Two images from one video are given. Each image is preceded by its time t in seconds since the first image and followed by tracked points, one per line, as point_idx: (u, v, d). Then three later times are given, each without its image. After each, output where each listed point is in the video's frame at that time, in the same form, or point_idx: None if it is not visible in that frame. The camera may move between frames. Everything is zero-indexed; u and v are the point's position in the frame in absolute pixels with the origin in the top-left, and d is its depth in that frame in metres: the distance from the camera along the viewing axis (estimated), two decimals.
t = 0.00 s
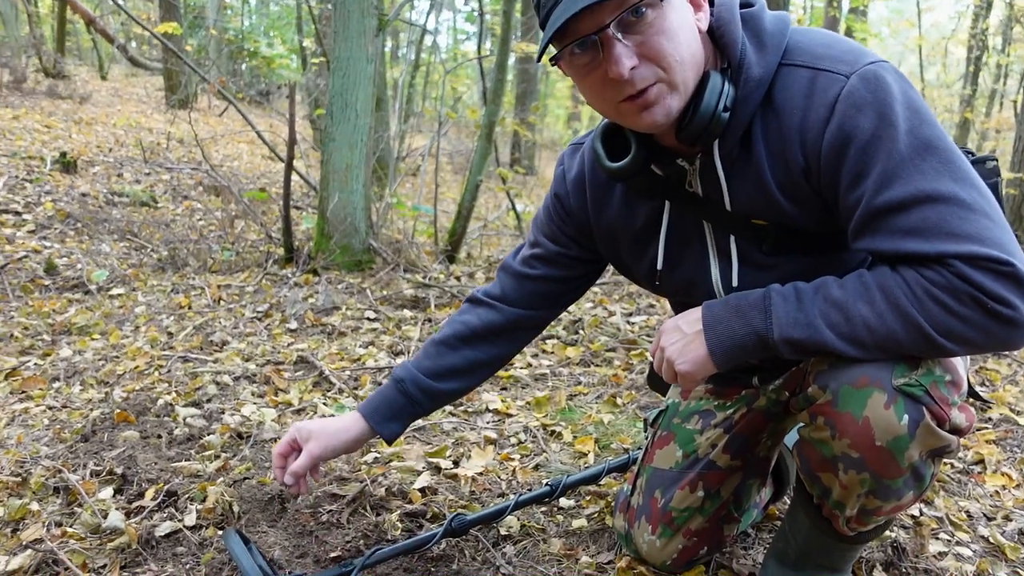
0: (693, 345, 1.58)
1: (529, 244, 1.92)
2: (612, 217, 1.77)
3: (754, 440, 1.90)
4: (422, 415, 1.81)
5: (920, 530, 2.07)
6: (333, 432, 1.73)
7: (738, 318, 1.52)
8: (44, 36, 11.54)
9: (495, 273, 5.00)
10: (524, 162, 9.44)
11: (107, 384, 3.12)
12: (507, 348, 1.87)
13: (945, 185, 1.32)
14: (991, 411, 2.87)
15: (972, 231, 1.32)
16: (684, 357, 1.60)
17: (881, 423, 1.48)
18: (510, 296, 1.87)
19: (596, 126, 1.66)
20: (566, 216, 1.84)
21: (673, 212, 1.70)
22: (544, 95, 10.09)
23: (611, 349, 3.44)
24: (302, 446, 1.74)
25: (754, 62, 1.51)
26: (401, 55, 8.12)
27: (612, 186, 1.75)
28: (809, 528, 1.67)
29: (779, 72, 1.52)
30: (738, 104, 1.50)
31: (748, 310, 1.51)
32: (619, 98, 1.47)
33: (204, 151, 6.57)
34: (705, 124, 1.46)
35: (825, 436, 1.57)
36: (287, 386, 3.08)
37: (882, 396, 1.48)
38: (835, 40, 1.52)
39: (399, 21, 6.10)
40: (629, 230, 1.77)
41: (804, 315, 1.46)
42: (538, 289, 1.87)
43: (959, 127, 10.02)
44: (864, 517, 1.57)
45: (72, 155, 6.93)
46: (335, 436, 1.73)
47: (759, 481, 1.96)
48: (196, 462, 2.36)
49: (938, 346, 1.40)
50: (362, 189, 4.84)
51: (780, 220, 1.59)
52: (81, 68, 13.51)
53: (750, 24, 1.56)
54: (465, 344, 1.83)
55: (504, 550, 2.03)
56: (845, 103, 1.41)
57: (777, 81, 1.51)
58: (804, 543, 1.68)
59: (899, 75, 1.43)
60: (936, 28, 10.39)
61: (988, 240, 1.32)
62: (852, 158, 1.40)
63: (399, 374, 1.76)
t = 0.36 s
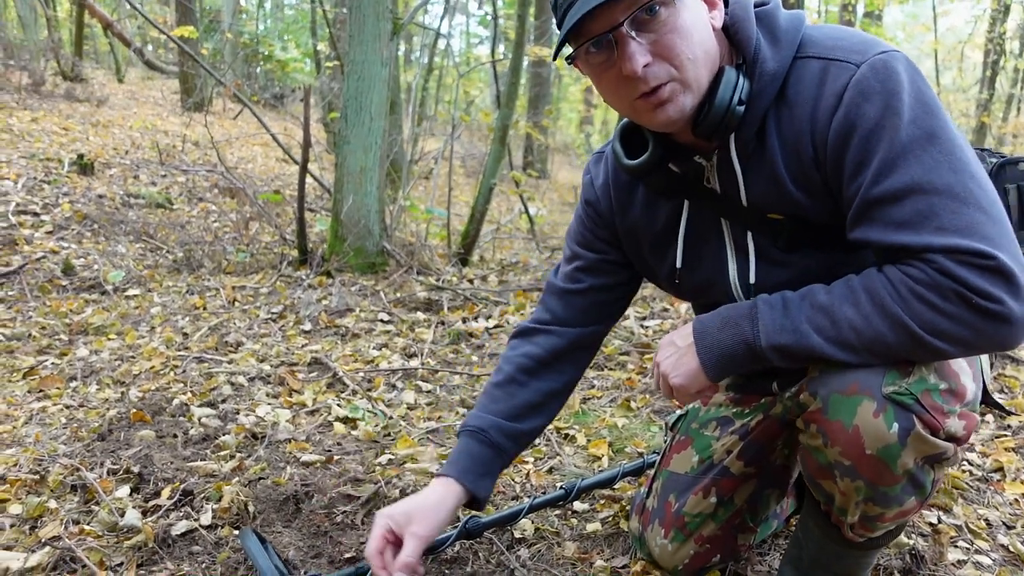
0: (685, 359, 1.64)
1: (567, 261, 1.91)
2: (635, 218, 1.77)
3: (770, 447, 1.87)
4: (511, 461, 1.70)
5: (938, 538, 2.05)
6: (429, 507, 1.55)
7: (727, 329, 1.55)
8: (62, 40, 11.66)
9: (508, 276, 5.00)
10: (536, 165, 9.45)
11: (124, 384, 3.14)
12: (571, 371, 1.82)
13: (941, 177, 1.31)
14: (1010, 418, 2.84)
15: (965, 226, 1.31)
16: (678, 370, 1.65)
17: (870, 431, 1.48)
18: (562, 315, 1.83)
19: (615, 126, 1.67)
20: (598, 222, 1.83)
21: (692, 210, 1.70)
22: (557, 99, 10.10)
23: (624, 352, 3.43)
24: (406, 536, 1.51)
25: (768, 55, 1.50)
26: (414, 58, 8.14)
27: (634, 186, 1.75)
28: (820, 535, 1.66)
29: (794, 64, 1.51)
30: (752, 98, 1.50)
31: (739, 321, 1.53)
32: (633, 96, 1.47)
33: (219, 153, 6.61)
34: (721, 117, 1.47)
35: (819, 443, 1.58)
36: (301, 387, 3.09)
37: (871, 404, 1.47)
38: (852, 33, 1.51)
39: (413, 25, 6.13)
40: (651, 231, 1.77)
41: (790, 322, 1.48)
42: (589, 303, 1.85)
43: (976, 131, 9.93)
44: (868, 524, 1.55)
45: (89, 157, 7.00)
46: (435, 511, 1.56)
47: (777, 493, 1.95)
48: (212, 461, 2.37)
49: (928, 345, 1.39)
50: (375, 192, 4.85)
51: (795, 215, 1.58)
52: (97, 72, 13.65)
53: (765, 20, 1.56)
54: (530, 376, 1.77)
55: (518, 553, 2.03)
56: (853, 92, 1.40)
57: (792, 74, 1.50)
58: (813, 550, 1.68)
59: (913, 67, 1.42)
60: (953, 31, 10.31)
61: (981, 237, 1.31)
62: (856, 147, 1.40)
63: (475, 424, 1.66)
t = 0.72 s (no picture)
0: (694, 357, 1.59)
1: (567, 235, 1.94)
2: (647, 202, 1.77)
3: (783, 442, 1.87)
4: (463, 408, 1.78)
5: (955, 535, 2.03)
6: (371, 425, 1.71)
7: (736, 327, 1.52)
8: (82, 31, 11.76)
9: (522, 269, 5.00)
10: (552, 159, 9.43)
11: (141, 371, 3.18)
12: (550, 340, 1.87)
13: (958, 170, 1.31)
14: None
15: (980, 220, 1.31)
16: (686, 369, 1.59)
17: (880, 429, 1.47)
18: (550, 285, 1.88)
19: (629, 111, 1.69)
20: (604, 202, 1.85)
21: (705, 198, 1.71)
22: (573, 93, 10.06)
23: (639, 347, 3.43)
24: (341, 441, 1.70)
25: (789, 44, 1.48)
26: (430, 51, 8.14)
27: (647, 173, 1.76)
28: (834, 532, 1.66)
29: (816, 53, 1.50)
30: (768, 87, 1.49)
31: (748, 320, 1.51)
32: (627, 122, 1.52)
33: (236, 144, 6.65)
34: (727, 124, 1.47)
35: (829, 441, 1.57)
36: (316, 376, 3.11)
37: (882, 403, 1.46)
38: (875, 22, 1.50)
39: (430, 17, 6.12)
40: (662, 216, 1.77)
41: (802, 320, 1.46)
42: (579, 278, 1.89)
43: (998, 129, 9.79)
44: (881, 521, 1.55)
45: (108, 147, 7.06)
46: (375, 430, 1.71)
47: (791, 487, 1.93)
48: (228, 449, 2.39)
49: (940, 341, 1.39)
50: (391, 184, 4.86)
51: (810, 205, 1.57)
52: (117, 63, 13.76)
53: (788, 10, 1.53)
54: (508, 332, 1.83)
55: (532, 543, 2.03)
56: (874, 81, 1.40)
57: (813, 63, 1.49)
58: (828, 547, 1.67)
59: (936, 57, 1.41)
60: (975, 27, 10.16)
61: (996, 231, 1.31)
62: (874, 138, 1.40)
63: (438, 366, 1.74)
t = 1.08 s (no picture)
0: (685, 359, 1.61)
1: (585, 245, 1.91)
2: (645, 199, 1.77)
3: (782, 441, 1.86)
4: (553, 443, 1.68)
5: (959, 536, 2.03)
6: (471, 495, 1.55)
7: (725, 326, 1.54)
8: (86, 31, 11.78)
9: (526, 268, 5.00)
10: (555, 159, 9.42)
11: (146, 370, 3.18)
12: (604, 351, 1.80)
13: (939, 156, 1.33)
14: None
15: (960, 204, 1.32)
16: (679, 371, 1.61)
17: (871, 424, 1.47)
18: (585, 295, 1.84)
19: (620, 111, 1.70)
20: (612, 203, 1.83)
21: (699, 189, 1.70)
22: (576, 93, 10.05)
23: (642, 346, 3.42)
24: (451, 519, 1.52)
25: (779, 35, 1.48)
26: (434, 50, 8.14)
27: (643, 168, 1.76)
28: (833, 528, 1.65)
29: (807, 41, 1.50)
30: (760, 76, 1.49)
31: (736, 319, 1.53)
32: (623, 118, 1.52)
33: (240, 144, 6.66)
34: (720, 116, 1.48)
35: (822, 437, 1.56)
36: (319, 376, 3.12)
37: (872, 398, 1.46)
38: (864, 10, 1.51)
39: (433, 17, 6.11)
40: (660, 211, 1.77)
41: (788, 314, 1.48)
42: (613, 283, 1.84)
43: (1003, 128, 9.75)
44: (877, 518, 1.54)
45: (112, 147, 7.08)
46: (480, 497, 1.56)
47: (794, 486, 1.94)
48: (232, 448, 2.39)
49: (925, 326, 1.39)
50: (394, 184, 4.87)
51: (801, 194, 1.57)
52: (121, 63, 13.80)
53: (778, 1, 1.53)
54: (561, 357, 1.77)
55: (535, 543, 2.03)
56: (861, 68, 1.41)
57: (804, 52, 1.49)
58: (825, 545, 1.67)
59: (922, 44, 1.42)
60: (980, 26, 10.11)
61: (977, 217, 1.32)
62: (859, 124, 1.41)
63: (511, 408, 1.66)
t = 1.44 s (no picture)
0: (683, 352, 1.60)
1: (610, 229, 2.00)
2: (651, 176, 1.80)
3: (786, 432, 1.88)
4: (598, 382, 1.82)
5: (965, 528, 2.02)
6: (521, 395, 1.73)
7: (722, 319, 1.54)
8: (90, 30, 11.79)
9: (530, 264, 5.00)
10: (559, 154, 9.40)
11: (151, 368, 3.19)
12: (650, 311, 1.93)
13: (941, 141, 1.33)
14: None
15: (959, 188, 1.32)
16: (676, 365, 1.60)
17: (868, 412, 1.46)
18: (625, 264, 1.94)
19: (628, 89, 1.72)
20: (621, 180, 1.89)
21: (701, 167, 1.70)
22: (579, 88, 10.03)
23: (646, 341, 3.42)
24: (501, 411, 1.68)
25: (789, 13, 1.48)
26: (437, 46, 8.13)
27: (651, 142, 1.78)
28: (836, 522, 1.65)
29: (817, 22, 1.49)
30: (768, 52, 1.49)
31: (733, 310, 1.53)
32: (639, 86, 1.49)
33: (243, 142, 6.67)
34: (727, 89, 1.48)
35: (820, 426, 1.55)
36: (324, 372, 3.12)
37: (868, 385, 1.45)
38: None
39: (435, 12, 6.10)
40: (663, 188, 1.78)
41: (785, 304, 1.48)
42: (645, 259, 1.92)
43: (1009, 120, 9.69)
44: (877, 508, 1.53)
45: (117, 145, 7.10)
46: (530, 404, 1.72)
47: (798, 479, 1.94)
48: (237, 444, 2.40)
49: (920, 314, 1.38)
50: (398, 180, 4.87)
51: (801, 175, 1.56)
52: (125, 62, 13.83)
53: None
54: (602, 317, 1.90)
55: (539, 537, 2.03)
56: (868, 50, 1.40)
57: (814, 32, 1.48)
58: (829, 539, 1.67)
59: (931, 29, 1.41)
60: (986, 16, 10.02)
61: (977, 204, 1.32)
62: (863, 108, 1.41)
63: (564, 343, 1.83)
